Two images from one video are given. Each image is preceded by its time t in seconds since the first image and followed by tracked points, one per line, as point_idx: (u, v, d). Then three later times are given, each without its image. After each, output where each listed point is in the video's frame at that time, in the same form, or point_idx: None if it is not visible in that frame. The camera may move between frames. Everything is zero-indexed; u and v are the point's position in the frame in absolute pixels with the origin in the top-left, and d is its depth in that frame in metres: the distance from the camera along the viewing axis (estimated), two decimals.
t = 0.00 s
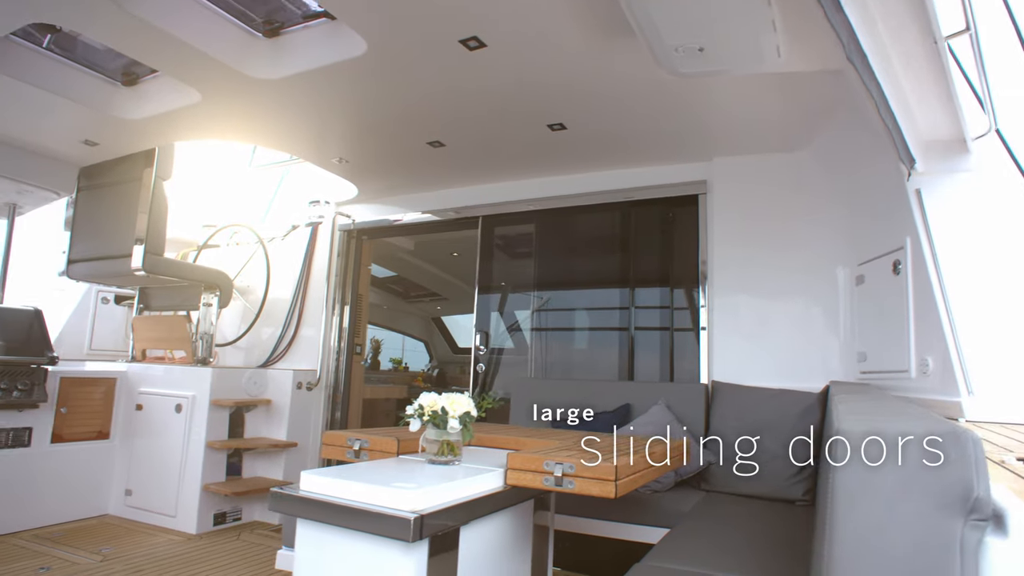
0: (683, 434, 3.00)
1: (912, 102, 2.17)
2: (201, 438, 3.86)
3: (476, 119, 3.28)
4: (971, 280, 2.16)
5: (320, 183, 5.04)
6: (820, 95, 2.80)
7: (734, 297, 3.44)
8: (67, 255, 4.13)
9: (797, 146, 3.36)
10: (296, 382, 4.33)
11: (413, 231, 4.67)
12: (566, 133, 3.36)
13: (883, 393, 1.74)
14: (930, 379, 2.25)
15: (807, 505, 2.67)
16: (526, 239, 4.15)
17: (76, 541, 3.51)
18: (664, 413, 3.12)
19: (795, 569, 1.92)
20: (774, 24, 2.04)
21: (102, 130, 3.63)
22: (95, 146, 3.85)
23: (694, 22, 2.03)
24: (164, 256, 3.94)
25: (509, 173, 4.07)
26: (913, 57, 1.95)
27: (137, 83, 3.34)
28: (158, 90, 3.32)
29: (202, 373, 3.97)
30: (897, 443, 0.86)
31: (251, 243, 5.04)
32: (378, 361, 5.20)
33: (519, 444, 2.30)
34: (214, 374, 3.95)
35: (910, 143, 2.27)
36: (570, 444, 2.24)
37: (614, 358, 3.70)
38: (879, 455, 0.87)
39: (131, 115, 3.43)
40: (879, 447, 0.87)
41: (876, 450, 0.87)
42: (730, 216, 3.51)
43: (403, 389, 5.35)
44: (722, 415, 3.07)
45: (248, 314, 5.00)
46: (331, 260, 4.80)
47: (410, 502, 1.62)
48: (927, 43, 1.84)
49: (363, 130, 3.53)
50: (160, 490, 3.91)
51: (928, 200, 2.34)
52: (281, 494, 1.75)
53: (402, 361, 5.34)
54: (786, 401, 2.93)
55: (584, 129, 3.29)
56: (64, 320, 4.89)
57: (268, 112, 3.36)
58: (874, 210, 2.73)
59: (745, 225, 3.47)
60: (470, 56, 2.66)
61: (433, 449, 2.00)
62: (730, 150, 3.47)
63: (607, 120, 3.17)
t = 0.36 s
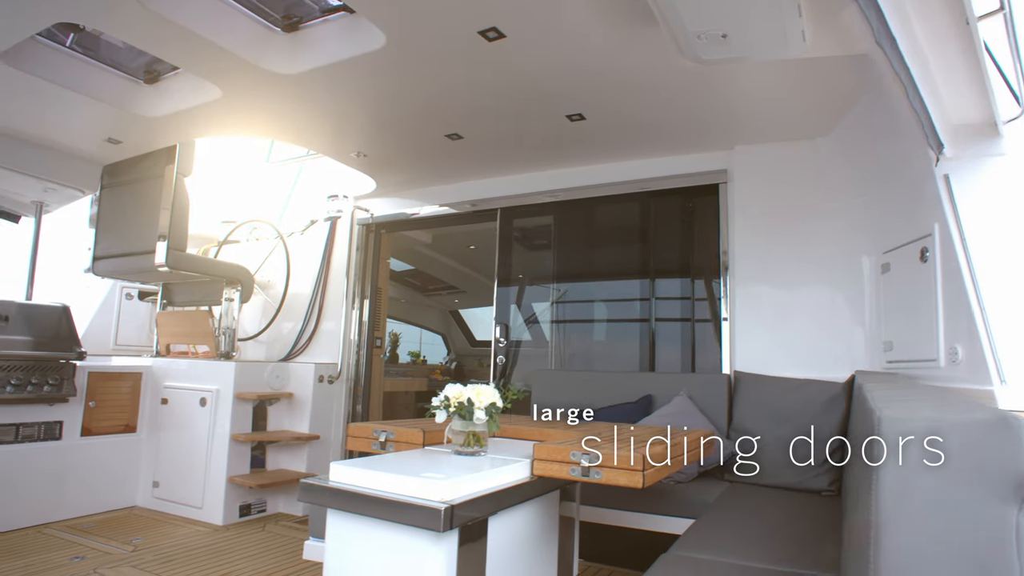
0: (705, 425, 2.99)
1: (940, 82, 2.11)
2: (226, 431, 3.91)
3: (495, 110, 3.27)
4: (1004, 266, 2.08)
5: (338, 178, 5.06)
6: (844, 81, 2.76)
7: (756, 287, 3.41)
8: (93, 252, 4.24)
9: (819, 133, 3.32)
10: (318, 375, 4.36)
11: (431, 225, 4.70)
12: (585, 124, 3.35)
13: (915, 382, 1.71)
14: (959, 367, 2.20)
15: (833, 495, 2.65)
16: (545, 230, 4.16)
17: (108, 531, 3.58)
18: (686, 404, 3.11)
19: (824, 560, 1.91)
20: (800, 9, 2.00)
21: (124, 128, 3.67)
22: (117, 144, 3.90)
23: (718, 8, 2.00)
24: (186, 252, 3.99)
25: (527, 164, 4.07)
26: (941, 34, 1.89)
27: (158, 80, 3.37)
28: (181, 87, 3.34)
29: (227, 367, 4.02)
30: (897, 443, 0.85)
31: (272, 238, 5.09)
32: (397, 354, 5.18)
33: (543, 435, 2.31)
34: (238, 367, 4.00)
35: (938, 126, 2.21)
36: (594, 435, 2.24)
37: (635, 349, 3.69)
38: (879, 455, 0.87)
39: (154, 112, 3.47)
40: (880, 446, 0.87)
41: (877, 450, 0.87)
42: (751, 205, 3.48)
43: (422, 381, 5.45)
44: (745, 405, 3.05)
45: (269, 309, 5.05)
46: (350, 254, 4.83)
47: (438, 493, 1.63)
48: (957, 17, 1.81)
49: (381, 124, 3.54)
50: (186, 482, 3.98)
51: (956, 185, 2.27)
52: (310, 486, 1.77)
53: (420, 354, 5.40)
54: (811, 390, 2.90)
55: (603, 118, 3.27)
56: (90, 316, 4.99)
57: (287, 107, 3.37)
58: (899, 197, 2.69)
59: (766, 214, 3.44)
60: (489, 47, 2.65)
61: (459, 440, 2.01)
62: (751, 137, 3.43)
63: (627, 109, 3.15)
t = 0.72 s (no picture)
0: (727, 418, 2.97)
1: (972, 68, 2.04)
2: (248, 427, 3.96)
3: (513, 104, 3.26)
4: None
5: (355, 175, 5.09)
6: (869, 69, 2.72)
7: (777, 280, 3.38)
8: (116, 251, 4.29)
9: (842, 122, 3.27)
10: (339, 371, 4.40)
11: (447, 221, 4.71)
12: (603, 117, 3.34)
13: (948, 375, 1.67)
14: (989, 359, 2.15)
15: (859, 490, 2.62)
16: (563, 225, 4.16)
17: (134, 526, 3.64)
18: (707, 398, 3.10)
19: (853, 554, 1.88)
20: None
21: (145, 127, 3.71)
22: (139, 143, 3.95)
23: None
24: (207, 250, 4.03)
25: (544, 159, 4.06)
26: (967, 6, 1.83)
27: (180, 80, 3.40)
28: (202, 86, 3.37)
29: (247, 363, 4.06)
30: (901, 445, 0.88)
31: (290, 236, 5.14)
32: (414, 350, 5.25)
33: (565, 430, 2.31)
34: (259, 364, 4.04)
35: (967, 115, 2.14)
36: (618, 429, 2.24)
37: (655, 343, 3.69)
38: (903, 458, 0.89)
39: (176, 111, 3.51)
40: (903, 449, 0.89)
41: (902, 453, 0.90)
42: (771, 197, 3.44)
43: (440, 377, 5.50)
44: (768, 399, 3.03)
45: (288, 306, 5.09)
46: (368, 251, 4.84)
47: (465, 487, 1.64)
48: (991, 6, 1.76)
49: (398, 121, 3.55)
50: (210, 477, 4.03)
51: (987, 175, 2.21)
52: (336, 480, 1.79)
53: (437, 350, 5.42)
54: (835, 383, 2.87)
55: (622, 111, 3.26)
56: (113, 313, 5.09)
57: (304, 105, 3.40)
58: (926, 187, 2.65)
59: (787, 205, 3.40)
60: (508, 41, 2.64)
61: (484, 434, 2.02)
62: (771, 129, 3.40)
63: (646, 102, 3.14)
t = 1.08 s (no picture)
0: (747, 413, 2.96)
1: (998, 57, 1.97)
2: (267, 424, 4.00)
3: (528, 99, 3.26)
4: None
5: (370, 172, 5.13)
6: (890, 60, 2.69)
7: (796, 274, 3.36)
8: (136, 251, 4.35)
9: (861, 114, 3.24)
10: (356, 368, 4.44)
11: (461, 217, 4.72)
12: (619, 111, 3.34)
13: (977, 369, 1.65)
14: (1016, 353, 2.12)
15: (881, 485, 2.61)
16: (580, 220, 4.15)
17: (157, 520, 3.69)
18: (726, 392, 3.09)
19: (878, 549, 1.87)
20: None
21: (163, 126, 3.74)
22: (157, 143, 3.99)
23: None
24: (225, 248, 4.06)
25: (559, 154, 4.06)
26: None
27: (197, 80, 3.43)
28: (219, 85, 3.39)
29: (266, 360, 4.10)
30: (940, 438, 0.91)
31: (305, 234, 5.18)
32: (429, 346, 5.24)
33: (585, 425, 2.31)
34: (278, 361, 4.08)
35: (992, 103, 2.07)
36: (639, 424, 2.24)
37: (672, 338, 3.69)
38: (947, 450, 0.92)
39: (194, 110, 3.54)
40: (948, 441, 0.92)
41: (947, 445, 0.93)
42: (789, 190, 3.42)
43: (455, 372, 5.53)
44: (788, 393, 3.01)
45: (304, 303, 5.13)
46: (384, 248, 4.88)
47: (490, 482, 1.65)
48: None
49: (414, 118, 3.56)
50: (230, 473, 4.07)
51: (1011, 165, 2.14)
52: (361, 476, 1.80)
53: (451, 345, 5.42)
54: (856, 378, 2.85)
55: (639, 105, 3.24)
56: (133, 312, 5.17)
57: (320, 104, 3.42)
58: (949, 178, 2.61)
59: (805, 198, 3.38)
60: (525, 36, 2.64)
61: (505, 430, 2.02)
62: (790, 121, 3.37)
63: (663, 96, 3.13)
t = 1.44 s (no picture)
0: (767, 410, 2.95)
1: None
2: (286, 420, 4.04)
3: (545, 96, 3.25)
4: None
5: (387, 170, 5.16)
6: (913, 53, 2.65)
7: (815, 270, 3.33)
8: (156, 249, 4.40)
9: (882, 108, 3.20)
10: (374, 364, 4.47)
11: (476, 214, 4.74)
12: (636, 107, 3.32)
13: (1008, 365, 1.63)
14: None
15: (903, 483, 2.59)
16: (596, 216, 4.14)
17: (179, 515, 3.74)
18: (745, 389, 3.08)
19: (902, 547, 1.86)
20: None
21: (182, 126, 3.78)
22: (177, 143, 4.04)
23: None
24: (244, 246, 4.10)
25: (575, 151, 4.05)
26: None
27: (216, 80, 3.46)
28: (237, 85, 3.43)
29: (284, 357, 4.14)
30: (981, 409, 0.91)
31: (321, 232, 5.23)
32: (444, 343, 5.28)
33: (605, 422, 2.31)
34: (295, 359, 4.11)
35: None
36: (659, 421, 2.24)
37: (690, 335, 3.69)
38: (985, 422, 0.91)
39: (213, 110, 3.58)
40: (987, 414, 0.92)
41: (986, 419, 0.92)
42: (808, 185, 3.39)
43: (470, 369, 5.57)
44: (807, 390, 2.99)
45: (321, 300, 5.17)
46: (400, 246, 4.90)
47: (514, 479, 1.66)
48: None
49: (430, 115, 3.57)
50: (250, 469, 4.12)
51: None
52: (385, 473, 1.82)
53: (465, 343, 5.50)
54: (877, 374, 2.82)
55: (656, 101, 3.23)
56: (154, 309, 5.24)
57: (337, 102, 3.44)
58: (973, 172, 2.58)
59: (824, 193, 3.35)
60: (542, 33, 2.63)
61: (526, 427, 2.02)
62: (809, 116, 3.33)
63: (681, 91, 3.11)
